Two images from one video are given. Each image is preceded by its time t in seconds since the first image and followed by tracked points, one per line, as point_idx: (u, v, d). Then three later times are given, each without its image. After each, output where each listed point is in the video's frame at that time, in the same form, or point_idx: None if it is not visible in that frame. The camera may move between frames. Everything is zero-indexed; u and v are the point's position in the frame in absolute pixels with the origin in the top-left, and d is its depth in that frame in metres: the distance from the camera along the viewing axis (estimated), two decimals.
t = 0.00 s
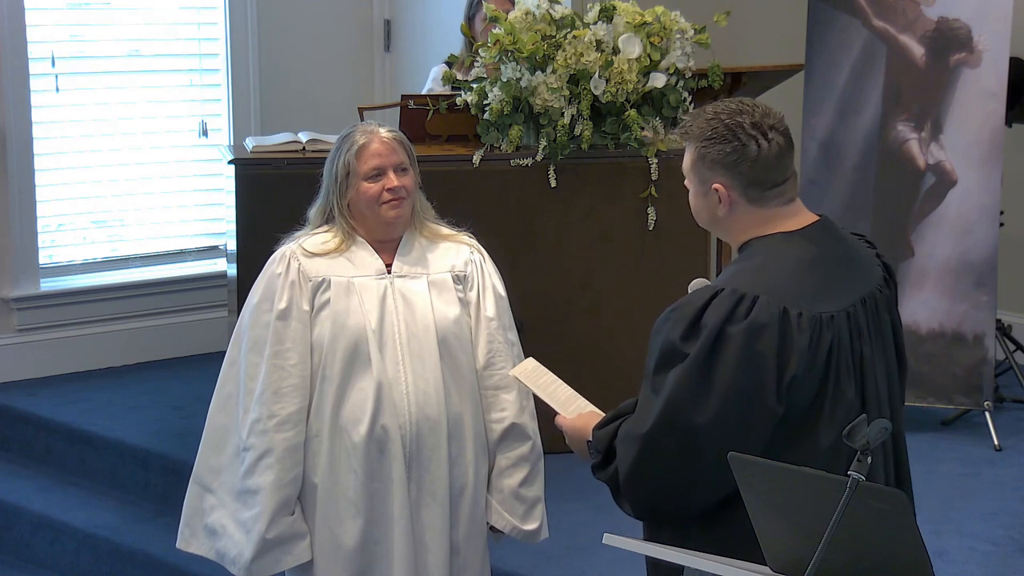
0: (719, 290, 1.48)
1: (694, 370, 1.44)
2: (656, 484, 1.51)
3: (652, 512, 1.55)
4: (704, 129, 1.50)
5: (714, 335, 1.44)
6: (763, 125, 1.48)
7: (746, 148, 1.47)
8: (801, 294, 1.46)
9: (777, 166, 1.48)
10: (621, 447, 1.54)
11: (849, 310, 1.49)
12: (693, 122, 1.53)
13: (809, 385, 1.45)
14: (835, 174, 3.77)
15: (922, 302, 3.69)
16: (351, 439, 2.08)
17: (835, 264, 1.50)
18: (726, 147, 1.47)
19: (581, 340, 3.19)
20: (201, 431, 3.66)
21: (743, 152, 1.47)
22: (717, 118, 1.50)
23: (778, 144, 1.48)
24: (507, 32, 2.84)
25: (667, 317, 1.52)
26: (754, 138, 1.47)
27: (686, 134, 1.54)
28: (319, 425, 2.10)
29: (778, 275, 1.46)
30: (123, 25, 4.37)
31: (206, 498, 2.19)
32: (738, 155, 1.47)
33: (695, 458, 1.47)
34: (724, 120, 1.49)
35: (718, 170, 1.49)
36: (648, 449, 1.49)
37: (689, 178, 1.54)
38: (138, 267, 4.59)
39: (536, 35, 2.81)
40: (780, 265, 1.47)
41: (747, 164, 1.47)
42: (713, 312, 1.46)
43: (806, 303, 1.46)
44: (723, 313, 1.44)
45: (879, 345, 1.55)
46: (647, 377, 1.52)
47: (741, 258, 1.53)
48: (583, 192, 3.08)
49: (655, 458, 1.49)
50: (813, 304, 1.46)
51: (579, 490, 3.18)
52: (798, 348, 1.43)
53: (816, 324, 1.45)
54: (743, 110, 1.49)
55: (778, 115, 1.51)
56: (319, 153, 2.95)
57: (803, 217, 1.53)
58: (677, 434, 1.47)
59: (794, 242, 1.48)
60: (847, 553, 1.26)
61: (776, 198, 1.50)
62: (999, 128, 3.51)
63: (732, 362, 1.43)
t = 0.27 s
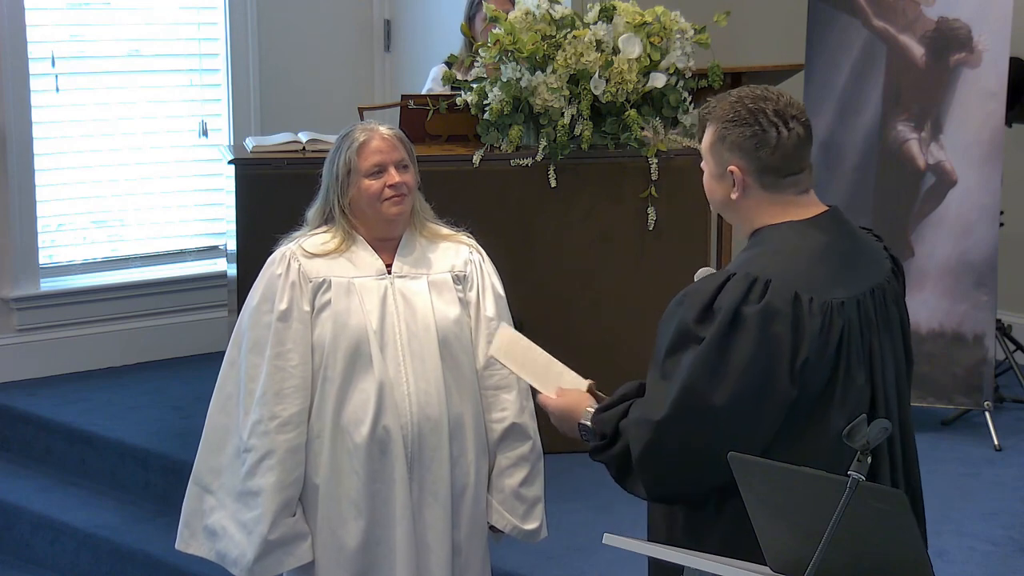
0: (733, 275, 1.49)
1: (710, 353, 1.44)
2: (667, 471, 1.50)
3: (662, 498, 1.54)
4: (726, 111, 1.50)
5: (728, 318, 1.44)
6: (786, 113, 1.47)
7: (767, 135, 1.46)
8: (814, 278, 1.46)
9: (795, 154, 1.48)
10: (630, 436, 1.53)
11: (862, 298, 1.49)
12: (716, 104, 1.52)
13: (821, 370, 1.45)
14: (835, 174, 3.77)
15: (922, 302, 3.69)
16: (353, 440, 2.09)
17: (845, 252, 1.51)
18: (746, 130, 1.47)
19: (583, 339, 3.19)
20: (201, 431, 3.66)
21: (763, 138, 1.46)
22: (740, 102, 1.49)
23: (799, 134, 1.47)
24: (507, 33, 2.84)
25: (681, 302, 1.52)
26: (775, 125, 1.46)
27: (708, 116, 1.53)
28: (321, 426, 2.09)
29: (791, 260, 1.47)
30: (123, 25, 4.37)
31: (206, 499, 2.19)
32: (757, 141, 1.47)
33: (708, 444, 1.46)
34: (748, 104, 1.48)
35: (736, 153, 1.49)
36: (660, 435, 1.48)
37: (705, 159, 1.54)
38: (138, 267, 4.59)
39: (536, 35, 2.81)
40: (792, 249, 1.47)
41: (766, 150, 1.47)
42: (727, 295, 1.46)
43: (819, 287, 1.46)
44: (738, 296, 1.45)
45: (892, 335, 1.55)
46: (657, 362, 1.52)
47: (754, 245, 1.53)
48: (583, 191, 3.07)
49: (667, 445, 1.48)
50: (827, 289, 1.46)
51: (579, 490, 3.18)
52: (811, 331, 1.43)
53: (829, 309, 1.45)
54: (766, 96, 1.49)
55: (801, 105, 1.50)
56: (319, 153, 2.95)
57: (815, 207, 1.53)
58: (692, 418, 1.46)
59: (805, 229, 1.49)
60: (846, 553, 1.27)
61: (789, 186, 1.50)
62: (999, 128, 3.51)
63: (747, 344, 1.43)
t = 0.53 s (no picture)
0: (745, 263, 1.50)
1: (729, 335, 1.44)
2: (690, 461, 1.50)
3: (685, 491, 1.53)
4: (711, 113, 1.53)
5: (746, 300, 1.45)
6: (768, 105, 1.50)
7: (754, 125, 1.48)
8: (827, 263, 1.47)
9: (785, 144, 1.49)
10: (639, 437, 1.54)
11: (876, 282, 1.50)
12: (699, 113, 1.56)
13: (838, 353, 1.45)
14: (835, 174, 3.77)
15: (921, 302, 3.69)
16: (356, 442, 2.09)
17: (854, 240, 1.52)
18: (733, 124, 1.49)
19: (586, 339, 3.18)
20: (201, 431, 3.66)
21: (751, 129, 1.48)
22: (723, 102, 1.52)
23: (785, 122, 1.49)
24: (507, 32, 2.84)
25: (694, 295, 1.53)
26: (760, 116, 1.49)
27: (694, 125, 1.56)
28: (323, 428, 2.09)
29: (804, 246, 1.48)
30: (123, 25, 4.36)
31: (204, 501, 2.19)
32: (746, 132, 1.48)
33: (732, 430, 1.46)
34: (730, 102, 1.52)
35: (727, 149, 1.50)
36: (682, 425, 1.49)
37: (698, 166, 1.55)
38: (138, 268, 4.59)
39: (536, 35, 2.81)
40: (805, 235, 1.48)
41: (756, 141, 1.48)
42: (743, 280, 1.47)
43: (833, 271, 1.47)
44: (754, 280, 1.46)
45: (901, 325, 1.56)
46: (673, 355, 1.53)
47: (758, 240, 1.53)
48: (582, 191, 3.08)
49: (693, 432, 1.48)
50: (842, 271, 1.48)
51: (579, 490, 3.18)
52: (826, 314, 1.44)
53: (843, 292, 1.46)
54: (747, 94, 1.53)
55: (781, 99, 1.53)
56: (319, 153, 2.95)
57: (815, 199, 1.53)
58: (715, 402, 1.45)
59: (816, 217, 1.50)
60: (846, 553, 1.27)
61: (785, 176, 1.51)
62: (999, 128, 3.51)
63: (765, 327, 1.43)
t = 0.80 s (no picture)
0: (746, 264, 1.52)
1: (733, 334, 1.47)
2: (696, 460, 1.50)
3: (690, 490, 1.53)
4: (714, 113, 1.56)
5: (750, 300, 1.47)
6: (771, 104, 1.54)
7: (761, 122, 1.52)
8: (829, 262, 1.50)
9: (790, 140, 1.54)
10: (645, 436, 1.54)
11: (875, 282, 1.54)
12: (696, 116, 1.59)
13: (842, 350, 1.48)
14: (835, 174, 3.77)
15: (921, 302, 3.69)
16: (363, 443, 2.08)
17: (852, 241, 1.56)
18: (741, 122, 1.52)
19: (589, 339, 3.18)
20: (201, 431, 3.66)
21: (758, 126, 1.52)
22: (726, 102, 1.56)
23: (788, 121, 1.54)
24: (507, 32, 2.84)
25: (696, 296, 1.55)
26: (766, 114, 1.53)
27: (693, 127, 1.58)
28: (330, 428, 2.09)
29: (806, 246, 1.51)
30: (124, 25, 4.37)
31: (204, 502, 2.19)
32: (754, 128, 1.52)
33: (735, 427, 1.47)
34: (733, 103, 1.55)
35: (736, 145, 1.53)
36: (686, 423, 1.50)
37: (699, 168, 1.57)
38: (138, 268, 4.59)
39: (536, 35, 2.81)
40: (807, 235, 1.52)
41: (765, 136, 1.52)
42: (746, 280, 1.50)
43: (835, 271, 1.50)
44: (757, 280, 1.49)
45: (898, 327, 1.59)
46: (675, 355, 1.53)
47: (757, 241, 1.56)
48: (582, 190, 3.08)
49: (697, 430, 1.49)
50: (842, 271, 1.51)
51: (579, 490, 3.18)
52: (830, 311, 1.47)
53: (845, 291, 1.49)
54: (748, 95, 1.56)
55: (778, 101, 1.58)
56: (319, 153, 2.95)
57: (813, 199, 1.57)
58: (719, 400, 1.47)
59: (819, 218, 1.53)
60: (846, 553, 1.27)
61: (790, 172, 1.54)
62: (999, 128, 3.51)
63: (770, 324, 1.45)
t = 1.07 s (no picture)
0: (745, 274, 1.51)
1: (733, 346, 1.47)
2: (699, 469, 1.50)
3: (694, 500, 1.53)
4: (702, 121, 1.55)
5: (750, 311, 1.47)
6: (753, 107, 1.56)
7: (753, 126, 1.53)
8: (827, 269, 1.51)
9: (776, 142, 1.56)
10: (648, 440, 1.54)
11: (870, 287, 1.55)
12: (680, 127, 1.57)
13: (843, 356, 1.48)
14: (835, 174, 3.77)
15: (921, 303, 3.69)
16: (368, 443, 2.09)
17: (844, 245, 1.57)
18: (735, 127, 1.53)
19: (590, 339, 3.18)
20: (201, 431, 3.66)
21: (751, 129, 1.53)
22: (711, 109, 1.56)
23: (770, 122, 1.57)
24: (507, 32, 2.84)
25: (694, 309, 1.54)
26: (754, 117, 1.54)
27: (678, 140, 1.56)
28: (335, 428, 2.09)
29: (803, 252, 1.52)
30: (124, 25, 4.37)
31: (212, 502, 2.18)
32: (749, 133, 1.53)
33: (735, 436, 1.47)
34: (719, 108, 1.55)
35: (733, 152, 1.53)
36: (687, 433, 1.49)
37: (694, 177, 1.55)
38: (138, 268, 4.59)
39: (536, 35, 2.81)
40: (804, 242, 1.53)
41: (759, 140, 1.53)
42: (745, 291, 1.50)
43: (832, 276, 1.50)
44: (757, 291, 1.49)
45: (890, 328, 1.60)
46: (673, 368, 1.54)
47: (751, 248, 1.57)
48: (581, 192, 3.08)
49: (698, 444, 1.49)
50: (840, 278, 1.51)
51: (580, 491, 3.18)
52: (831, 318, 1.47)
53: (844, 296, 1.49)
54: (727, 99, 1.57)
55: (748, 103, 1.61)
56: (319, 153, 2.95)
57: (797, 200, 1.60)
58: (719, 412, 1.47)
59: (810, 224, 1.55)
60: (846, 553, 1.26)
61: (780, 174, 1.57)
62: (999, 128, 3.51)
63: (769, 334, 1.46)
